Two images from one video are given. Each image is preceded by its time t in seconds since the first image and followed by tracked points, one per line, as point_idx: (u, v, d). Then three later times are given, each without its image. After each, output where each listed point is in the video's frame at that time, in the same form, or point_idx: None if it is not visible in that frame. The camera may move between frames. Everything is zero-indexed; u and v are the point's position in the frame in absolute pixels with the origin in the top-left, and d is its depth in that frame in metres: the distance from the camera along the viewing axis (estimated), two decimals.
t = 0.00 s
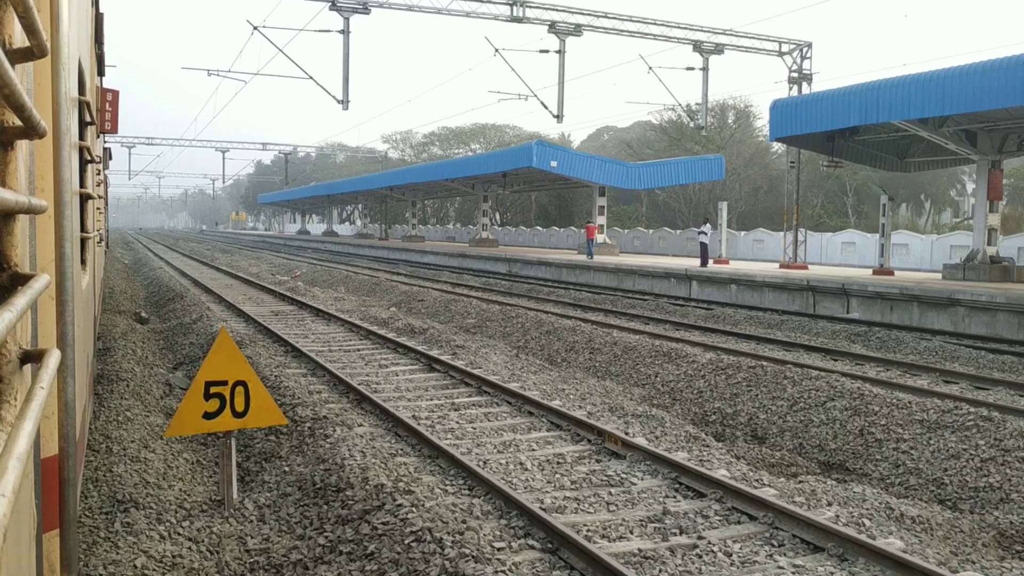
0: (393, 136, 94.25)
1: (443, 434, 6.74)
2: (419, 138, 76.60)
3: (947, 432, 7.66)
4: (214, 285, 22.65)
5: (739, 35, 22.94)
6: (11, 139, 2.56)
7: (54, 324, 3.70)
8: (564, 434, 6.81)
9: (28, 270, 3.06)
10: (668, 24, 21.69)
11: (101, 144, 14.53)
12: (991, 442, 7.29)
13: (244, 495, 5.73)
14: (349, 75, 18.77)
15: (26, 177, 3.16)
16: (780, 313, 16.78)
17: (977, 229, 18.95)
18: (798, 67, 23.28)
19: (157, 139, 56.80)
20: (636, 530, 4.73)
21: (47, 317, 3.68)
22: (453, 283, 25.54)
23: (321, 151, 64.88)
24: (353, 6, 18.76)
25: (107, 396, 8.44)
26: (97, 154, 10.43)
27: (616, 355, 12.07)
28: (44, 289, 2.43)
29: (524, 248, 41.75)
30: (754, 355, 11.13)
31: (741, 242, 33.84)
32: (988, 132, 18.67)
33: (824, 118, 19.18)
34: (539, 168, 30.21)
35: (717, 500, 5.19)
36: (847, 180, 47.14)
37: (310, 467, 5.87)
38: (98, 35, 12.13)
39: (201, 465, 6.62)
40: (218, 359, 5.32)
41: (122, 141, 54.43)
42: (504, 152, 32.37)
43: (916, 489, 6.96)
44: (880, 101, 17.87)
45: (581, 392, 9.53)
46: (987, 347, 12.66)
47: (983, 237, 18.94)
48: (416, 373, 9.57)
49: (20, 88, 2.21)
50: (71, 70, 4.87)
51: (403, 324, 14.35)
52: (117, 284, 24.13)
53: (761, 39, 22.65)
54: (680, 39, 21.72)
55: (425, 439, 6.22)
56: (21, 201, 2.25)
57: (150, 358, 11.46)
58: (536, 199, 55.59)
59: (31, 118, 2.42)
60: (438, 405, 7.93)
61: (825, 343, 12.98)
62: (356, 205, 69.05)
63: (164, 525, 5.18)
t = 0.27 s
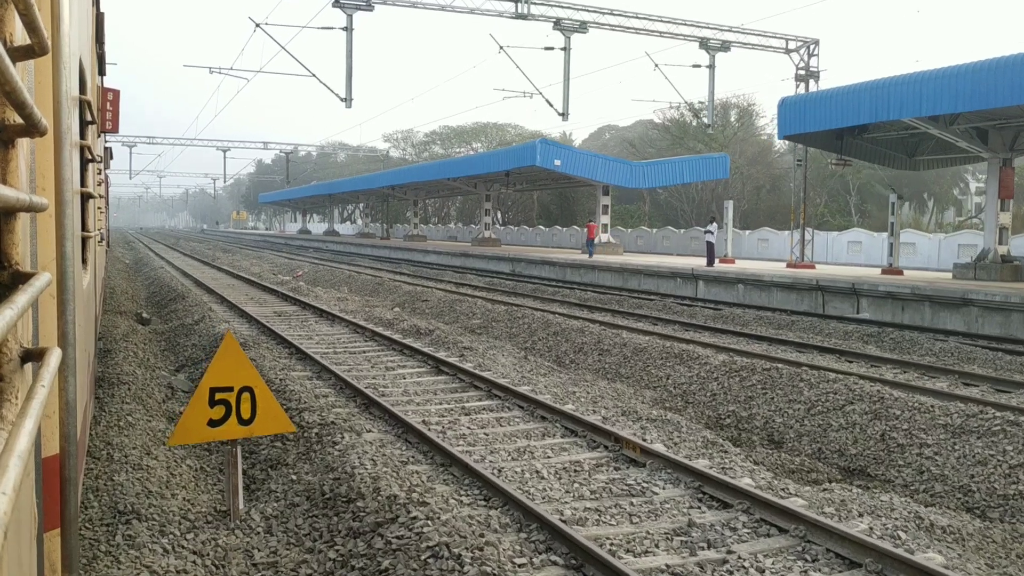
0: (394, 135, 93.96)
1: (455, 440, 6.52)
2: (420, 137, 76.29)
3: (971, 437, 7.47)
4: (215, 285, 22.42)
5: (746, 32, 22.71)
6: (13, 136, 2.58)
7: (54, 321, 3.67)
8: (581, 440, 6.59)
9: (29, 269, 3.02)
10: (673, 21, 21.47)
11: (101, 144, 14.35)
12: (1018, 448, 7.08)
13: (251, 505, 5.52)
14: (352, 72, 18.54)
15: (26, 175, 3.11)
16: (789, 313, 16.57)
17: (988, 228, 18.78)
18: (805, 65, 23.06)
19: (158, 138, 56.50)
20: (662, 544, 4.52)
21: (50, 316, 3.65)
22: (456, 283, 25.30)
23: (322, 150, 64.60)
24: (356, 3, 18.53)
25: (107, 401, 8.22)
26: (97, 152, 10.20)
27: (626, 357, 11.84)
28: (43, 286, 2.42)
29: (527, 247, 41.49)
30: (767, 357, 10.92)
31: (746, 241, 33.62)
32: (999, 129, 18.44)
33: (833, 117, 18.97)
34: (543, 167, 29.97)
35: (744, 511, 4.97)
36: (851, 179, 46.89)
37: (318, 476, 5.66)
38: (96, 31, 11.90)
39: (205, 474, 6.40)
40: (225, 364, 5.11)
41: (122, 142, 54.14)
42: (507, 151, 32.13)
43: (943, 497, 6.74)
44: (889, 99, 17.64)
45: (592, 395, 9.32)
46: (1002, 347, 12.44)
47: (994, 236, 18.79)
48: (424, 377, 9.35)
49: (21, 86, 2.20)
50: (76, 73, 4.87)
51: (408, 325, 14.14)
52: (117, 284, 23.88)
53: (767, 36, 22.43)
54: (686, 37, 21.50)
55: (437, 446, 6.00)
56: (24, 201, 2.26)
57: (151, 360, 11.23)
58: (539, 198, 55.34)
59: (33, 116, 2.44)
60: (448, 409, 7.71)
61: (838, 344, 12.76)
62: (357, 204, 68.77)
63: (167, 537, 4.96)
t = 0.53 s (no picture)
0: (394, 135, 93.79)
1: (467, 448, 6.30)
2: (422, 137, 76.10)
3: (997, 443, 7.27)
4: (217, 285, 22.21)
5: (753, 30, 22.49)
6: (14, 136, 2.49)
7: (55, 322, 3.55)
8: (597, 447, 6.37)
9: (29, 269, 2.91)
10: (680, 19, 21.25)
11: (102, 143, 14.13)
12: None
13: (257, 516, 5.29)
14: (356, 70, 18.32)
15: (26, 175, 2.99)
16: (798, 314, 16.36)
17: (999, 228, 18.45)
18: (813, 63, 22.84)
19: (159, 138, 56.31)
20: (690, 560, 4.30)
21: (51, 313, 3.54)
22: (459, 283, 25.09)
23: (323, 150, 64.38)
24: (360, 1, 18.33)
25: (108, 406, 7.99)
26: (98, 151, 9.98)
27: (636, 359, 11.63)
28: (46, 287, 2.35)
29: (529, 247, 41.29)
30: (781, 360, 10.70)
31: (750, 241, 33.42)
32: (1010, 128, 18.22)
33: (842, 116, 18.74)
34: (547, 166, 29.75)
35: (774, 524, 4.75)
36: (854, 179, 46.73)
37: (327, 486, 5.44)
38: (97, 28, 11.69)
39: (208, 482, 6.19)
40: (230, 371, 4.89)
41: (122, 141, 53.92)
42: (510, 151, 31.92)
43: (971, 506, 6.52)
44: (899, 98, 17.39)
45: (604, 399, 9.10)
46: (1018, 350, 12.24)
47: (1004, 237, 18.42)
48: (432, 380, 9.13)
49: (22, 85, 2.12)
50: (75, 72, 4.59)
51: (413, 326, 13.93)
52: (118, 285, 23.67)
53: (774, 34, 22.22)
54: (693, 35, 21.28)
55: (450, 454, 5.79)
56: (25, 201, 2.17)
57: (152, 363, 11.02)
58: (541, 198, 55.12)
59: (34, 115, 2.35)
60: (459, 414, 7.49)
61: (850, 346, 12.55)
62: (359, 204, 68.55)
63: (170, 551, 4.74)
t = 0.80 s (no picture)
0: (394, 133, 93.62)
1: (481, 456, 6.07)
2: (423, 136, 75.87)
3: None
4: (218, 286, 21.98)
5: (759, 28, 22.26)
6: (12, 136, 2.35)
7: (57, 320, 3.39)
8: (615, 455, 6.14)
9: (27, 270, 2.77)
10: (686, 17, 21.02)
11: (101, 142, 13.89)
12: None
13: (264, 530, 5.06)
14: (358, 68, 18.09)
15: (25, 176, 2.84)
16: (807, 315, 16.13)
17: (1010, 227, 18.27)
18: (820, 61, 22.61)
19: (159, 137, 56.10)
20: None
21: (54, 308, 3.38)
22: (462, 283, 24.86)
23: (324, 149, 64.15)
24: None
25: (108, 411, 7.76)
26: (97, 150, 9.75)
27: (646, 361, 11.40)
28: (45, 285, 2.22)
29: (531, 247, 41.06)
30: (795, 362, 10.48)
31: (754, 240, 33.19)
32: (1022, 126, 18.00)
33: (852, 113, 18.51)
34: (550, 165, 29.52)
35: (807, 539, 4.52)
36: (856, 178, 46.53)
37: (337, 498, 5.20)
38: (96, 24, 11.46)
39: (212, 492, 5.96)
40: (236, 378, 4.67)
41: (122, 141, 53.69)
42: (513, 150, 31.69)
43: (1003, 515, 6.29)
44: (909, 95, 17.15)
45: (617, 404, 8.88)
46: None
47: (1016, 236, 18.24)
48: (440, 384, 8.91)
49: (21, 86, 1.98)
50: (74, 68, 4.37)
51: (418, 327, 13.69)
52: (117, 285, 23.44)
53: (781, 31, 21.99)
54: (699, 32, 21.06)
55: (464, 463, 5.56)
56: (23, 201, 2.04)
57: (154, 365, 10.80)
58: (543, 197, 54.89)
59: (33, 116, 2.21)
60: (470, 420, 7.26)
61: (864, 347, 12.33)
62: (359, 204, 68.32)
63: (173, 567, 4.51)
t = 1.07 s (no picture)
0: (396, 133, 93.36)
1: (497, 465, 5.84)
2: (425, 136, 75.68)
3: None
4: (219, 286, 21.75)
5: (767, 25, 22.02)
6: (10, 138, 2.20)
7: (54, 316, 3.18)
8: (635, 464, 5.90)
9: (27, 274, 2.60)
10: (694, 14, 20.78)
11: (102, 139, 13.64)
12: None
13: (272, 544, 4.82)
14: (363, 66, 17.86)
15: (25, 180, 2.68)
16: (818, 316, 15.89)
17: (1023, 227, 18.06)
18: (829, 59, 22.36)
19: (161, 136, 55.86)
20: None
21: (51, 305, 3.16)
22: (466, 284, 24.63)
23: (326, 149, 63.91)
24: None
25: (108, 417, 7.53)
26: (98, 148, 9.51)
27: (659, 364, 11.16)
28: (42, 287, 2.11)
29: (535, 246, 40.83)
30: (811, 365, 10.24)
31: (760, 240, 32.96)
32: None
33: (864, 111, 18.24)
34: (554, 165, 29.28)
35: (845, 556, 4.28)
36: (861, 177, 46.25)
37: (348, 511, 4.96)
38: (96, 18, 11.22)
39: (217, 503, 5.73)
40: (244, 385, 4.44)
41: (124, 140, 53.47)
42: (517, 149, 31.46)
43: None
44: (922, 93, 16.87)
45: (631, 408, 8.64)
46: None
47: None
48: (450, 388, 8.67)
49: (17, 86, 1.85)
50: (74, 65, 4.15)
51: (424, 329, 13.46)
52: (118, 285, 23.21)
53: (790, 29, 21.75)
54: (707, 30, 20.82)
55: (480, 474, 5.32)
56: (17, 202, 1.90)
57: (156, 368, 10.57)
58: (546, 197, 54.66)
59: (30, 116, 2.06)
60: (483, 426, 7.03)
61: (879, 350, 12.09)
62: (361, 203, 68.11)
63: None
